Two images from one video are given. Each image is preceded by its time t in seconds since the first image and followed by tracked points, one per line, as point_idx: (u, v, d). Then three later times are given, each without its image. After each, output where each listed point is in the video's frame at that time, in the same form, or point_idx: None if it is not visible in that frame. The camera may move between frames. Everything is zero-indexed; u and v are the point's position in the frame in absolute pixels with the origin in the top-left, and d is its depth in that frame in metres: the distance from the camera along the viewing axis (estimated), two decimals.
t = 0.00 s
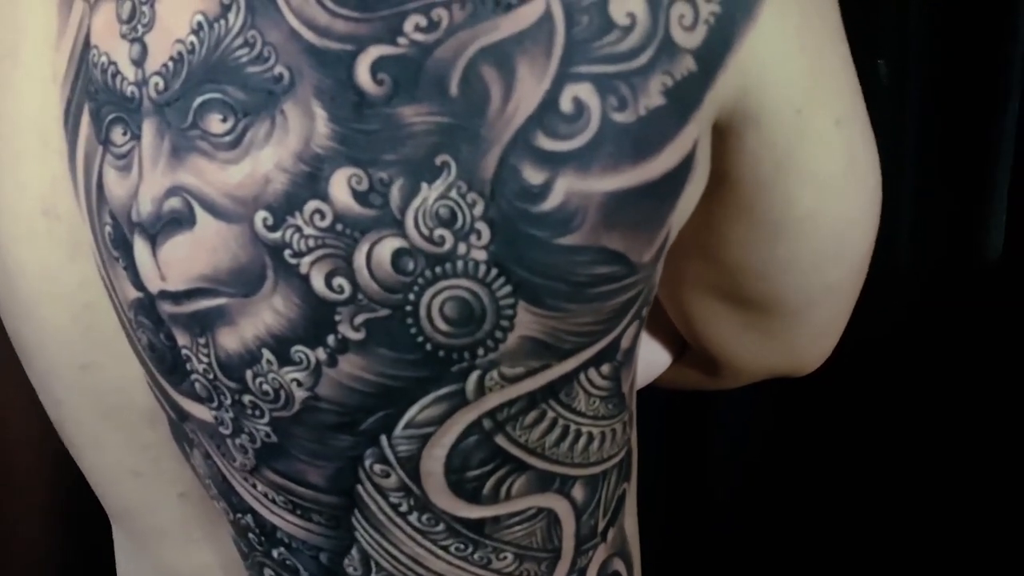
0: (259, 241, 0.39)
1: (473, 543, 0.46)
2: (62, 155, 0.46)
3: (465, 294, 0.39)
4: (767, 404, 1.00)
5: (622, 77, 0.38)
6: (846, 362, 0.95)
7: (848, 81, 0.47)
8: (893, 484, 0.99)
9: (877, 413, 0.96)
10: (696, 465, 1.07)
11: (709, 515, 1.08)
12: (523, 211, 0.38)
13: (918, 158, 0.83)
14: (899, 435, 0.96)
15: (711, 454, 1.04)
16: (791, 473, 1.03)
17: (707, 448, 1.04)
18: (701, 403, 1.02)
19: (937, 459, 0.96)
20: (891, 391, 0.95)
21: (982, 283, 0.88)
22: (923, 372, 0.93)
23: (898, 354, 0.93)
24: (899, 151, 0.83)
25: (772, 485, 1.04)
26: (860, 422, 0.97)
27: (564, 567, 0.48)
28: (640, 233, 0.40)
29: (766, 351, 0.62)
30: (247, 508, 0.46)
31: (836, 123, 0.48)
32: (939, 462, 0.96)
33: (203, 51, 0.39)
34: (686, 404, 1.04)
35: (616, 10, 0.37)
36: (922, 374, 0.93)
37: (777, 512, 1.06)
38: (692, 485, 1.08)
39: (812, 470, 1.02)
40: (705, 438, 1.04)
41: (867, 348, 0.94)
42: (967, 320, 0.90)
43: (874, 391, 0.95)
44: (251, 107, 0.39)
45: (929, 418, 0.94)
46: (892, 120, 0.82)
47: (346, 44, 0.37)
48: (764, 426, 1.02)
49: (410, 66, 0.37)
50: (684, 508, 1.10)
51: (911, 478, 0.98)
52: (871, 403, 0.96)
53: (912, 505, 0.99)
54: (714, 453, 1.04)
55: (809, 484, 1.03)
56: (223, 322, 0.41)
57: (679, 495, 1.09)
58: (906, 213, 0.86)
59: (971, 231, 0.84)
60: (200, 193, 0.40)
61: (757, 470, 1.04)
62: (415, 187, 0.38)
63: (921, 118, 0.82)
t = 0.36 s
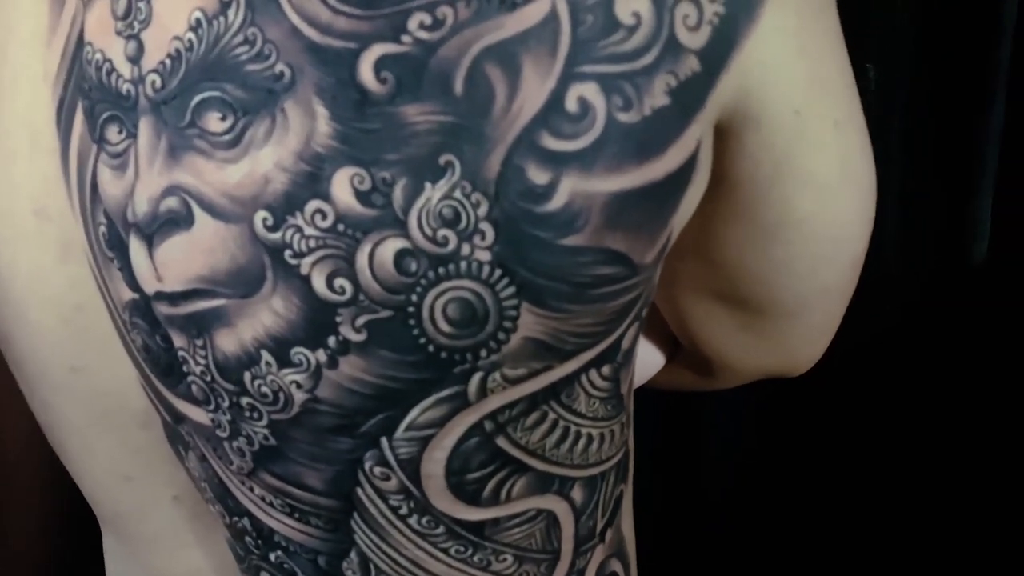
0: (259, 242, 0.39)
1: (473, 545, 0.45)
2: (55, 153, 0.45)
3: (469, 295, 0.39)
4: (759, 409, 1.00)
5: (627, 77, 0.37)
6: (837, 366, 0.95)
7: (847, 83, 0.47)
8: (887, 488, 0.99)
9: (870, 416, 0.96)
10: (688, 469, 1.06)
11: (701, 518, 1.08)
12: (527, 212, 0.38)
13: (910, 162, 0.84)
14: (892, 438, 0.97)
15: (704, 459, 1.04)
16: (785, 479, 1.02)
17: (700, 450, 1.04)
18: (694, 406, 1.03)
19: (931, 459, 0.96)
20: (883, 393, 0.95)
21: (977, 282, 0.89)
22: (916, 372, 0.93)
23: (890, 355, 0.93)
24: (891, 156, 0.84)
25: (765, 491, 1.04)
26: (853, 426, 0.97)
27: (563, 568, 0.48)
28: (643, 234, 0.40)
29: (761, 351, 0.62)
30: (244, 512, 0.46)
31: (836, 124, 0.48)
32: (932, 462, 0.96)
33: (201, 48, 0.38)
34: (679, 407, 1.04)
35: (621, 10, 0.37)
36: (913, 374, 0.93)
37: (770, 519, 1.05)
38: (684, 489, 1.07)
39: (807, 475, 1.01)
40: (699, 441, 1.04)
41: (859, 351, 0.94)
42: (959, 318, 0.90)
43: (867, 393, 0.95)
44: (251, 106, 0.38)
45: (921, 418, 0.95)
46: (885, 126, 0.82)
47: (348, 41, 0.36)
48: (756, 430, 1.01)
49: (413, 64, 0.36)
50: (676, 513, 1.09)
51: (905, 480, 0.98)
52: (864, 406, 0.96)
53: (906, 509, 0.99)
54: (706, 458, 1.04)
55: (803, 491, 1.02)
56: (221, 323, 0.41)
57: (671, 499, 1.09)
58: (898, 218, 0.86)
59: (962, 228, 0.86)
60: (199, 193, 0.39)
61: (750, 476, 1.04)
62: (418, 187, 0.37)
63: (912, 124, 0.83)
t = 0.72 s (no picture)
0: (265, 242, 0.38)
1: (477, 547, 0.45)
2: (52, 149, 0.44)
3: (478, 296, 0.38)
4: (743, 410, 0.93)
5: (638, 76, 0.37)
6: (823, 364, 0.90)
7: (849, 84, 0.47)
8: (881, 501, 0.91)
9: (866, 420, 0.89)
10: (670, 471, 0.98)
11: (688, 525, 0.99)
12: (538, 212, 0.37)
13: (907, 162, 0.83)
14: (885, 444, 0.90)
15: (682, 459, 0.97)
16: (770, 490, 0.94)
17: (679, 450, 0.97)
18: (684, 401, 0.95)
19: (927, 470, 0.89)
20: (875, 395, 0.89)
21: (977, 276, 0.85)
22: (911, 373, 0.87)
23: (882, 353, 0.88)
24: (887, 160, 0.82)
25: (752, 501, 0.96)
26: (842, 430, 0.90)
27: (565, 570, 0.48)
28: (653, 235, 0.40)
29: (756, 351, 0.61)
30: (245, 515, 0.45)
31: (838, 124, 0.47)
32: (931, 474, 0.89)
33: (206, 45, 0.38)
34: (662, 403, 0.97)
35: (633, 8, 0.36)
36: (909, 376, 0.88)
37: (759, 534, 0.96)
38: (670, 492, 0.99)
39: (795, 486, 0.93)
40: (677, 440, 0.97)
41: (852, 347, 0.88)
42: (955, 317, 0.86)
43: (860, 394, 0.89)
44: (257, 104, 0.37)
45: (917, 425, 0.88)
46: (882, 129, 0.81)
47: (358, 39, 0.36)
48: (739, 432, 0.94)
49: (425, 62, 0.36)
50: (660, 517, 1.01)
51: (902, 493, 0.90)
52: (854, 408, 0.90)
53: (903, 525, 0.91)
54: (686, 457, 0.97)
55: (794, 503, 0.94)
56: (225, 325, 0.40)
57: (660, 502, 1.00)
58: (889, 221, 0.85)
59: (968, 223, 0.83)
60: (202, 193, 0.39)
61: (729, 483, 0.96)
62: (429, 187, 0.37)
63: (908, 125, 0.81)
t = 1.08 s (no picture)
0: (272, 241, 0.38)
1: (482, 549, 0.45)
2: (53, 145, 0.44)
3: (489, 296, 0.38)
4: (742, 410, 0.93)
5: (651, 75, 0.36)
6: (822, 363, 0.90)
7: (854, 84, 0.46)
8: (879, 503, 0.91)
9: (863, 420, 0.90)
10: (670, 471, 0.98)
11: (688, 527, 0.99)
12: (550, 212, 0.37)
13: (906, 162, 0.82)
14: (883, 445, 0.90)
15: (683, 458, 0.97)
16: (769, 490, 0.94)
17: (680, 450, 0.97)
18: (684, 400, 0.95)
19: (926, 473, 0.89)
20: (874, 394, 0.89)
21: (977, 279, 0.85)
22: (910, 372, 0.88)
23: (881, 353, 0.88)
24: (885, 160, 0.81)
25: (750, 501, 0.95)
26: (841, 430, 0.90)
27: (568, 570, 0.47)
28: (664, 236, 0.39)
29: (755, 352, 0.61)
30: (247, 517, 0.45)
31: (844, 124, 0.47)
32: (930, 476, 0.89)
33: (212, 41, 0.37)
34: (661, 403, 0.96)
35: (646, 6, 0.36)
36: (908, 375, 0.88)
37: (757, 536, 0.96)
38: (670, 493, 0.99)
39: (794, 487, 0.93)
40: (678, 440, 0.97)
41: (851, 346, 0.89)
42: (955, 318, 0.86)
43: (859, 394, 0.89)
44: (265, 101, 0.37)
45: (916, 425, 0.88)
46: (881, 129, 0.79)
47: (371, 36, 0.35)
48: (739, 433, 0.94)
49: (438, 59, 0.35)
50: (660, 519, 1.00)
51: (900, 495, 0.90)
52: (853, 408, 0.90)
53: (903, 528, 0.90)
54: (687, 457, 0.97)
55: (791, 505, 0.93)
56: (231, 325, 0.40)
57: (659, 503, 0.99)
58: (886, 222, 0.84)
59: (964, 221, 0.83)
60: (208, 191, 0.38)
61: (728, 484, 0.96)
62: (440, 187, 0.36)
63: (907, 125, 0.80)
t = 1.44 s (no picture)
0: (279, 243, 0.37)
1: (487, 551, 0.44)
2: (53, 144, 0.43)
3: (499, 299, 0.38)
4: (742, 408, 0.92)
5: (663, 78, 0.36)
6: (822, 361, 0.88)
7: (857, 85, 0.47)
8: (878, 501, 0.90)
9: (860, 418, 0.88)
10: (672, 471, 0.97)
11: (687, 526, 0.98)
12: (560, 214, 0.37)
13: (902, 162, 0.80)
14: (885, 445, 0.89)
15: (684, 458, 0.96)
16: (768, 490, 0.94)
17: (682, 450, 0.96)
18: (684, 400, 0.94)
19: (923, 470, 0.88)
20: (874, 392, 0.88)
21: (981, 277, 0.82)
22: (912, 370, 0.86)
23: (881, 350, 0.86)
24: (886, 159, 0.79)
25: (750, 501, 0.95)
26: (841, 428, 0.89)
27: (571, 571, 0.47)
28: (673, 239, 0.39)
29: (754, 351, 0.61)
30: (250, 520, 0.44)
31: (846, 126, 0.47)
32: (930, 475, 0.88)
33: (219, 40, 0.36)
34: (661, 403, 0.95)
35: (658, 9, 0.36)
36: (909, 373, 0.86)
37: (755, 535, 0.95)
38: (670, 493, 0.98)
39: (794, 487, 0.93)
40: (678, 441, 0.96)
41: (851, 344, 0.87)
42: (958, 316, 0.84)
43: (858, 392, 0.88)
44: (274, 102, 0.36)
45: (918, 424, 0.87)
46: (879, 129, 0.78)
47: (382, 36, 0.35)
48: (739, 432, 0.93)
49: (449, 60, 0.35)
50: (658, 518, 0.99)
51: (899, 493, 0.89)
52: (852, 406, 0.89)
53: (901, 526, 0.90)
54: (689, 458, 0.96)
55: (790, 502, 0.93)
56: (235, 328, 0.39)
57: (657, 502, 0.99)
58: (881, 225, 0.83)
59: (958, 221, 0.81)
60: (213, 192, 0.38)
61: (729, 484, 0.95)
62: (451, 189, 0.36)
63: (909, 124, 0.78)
